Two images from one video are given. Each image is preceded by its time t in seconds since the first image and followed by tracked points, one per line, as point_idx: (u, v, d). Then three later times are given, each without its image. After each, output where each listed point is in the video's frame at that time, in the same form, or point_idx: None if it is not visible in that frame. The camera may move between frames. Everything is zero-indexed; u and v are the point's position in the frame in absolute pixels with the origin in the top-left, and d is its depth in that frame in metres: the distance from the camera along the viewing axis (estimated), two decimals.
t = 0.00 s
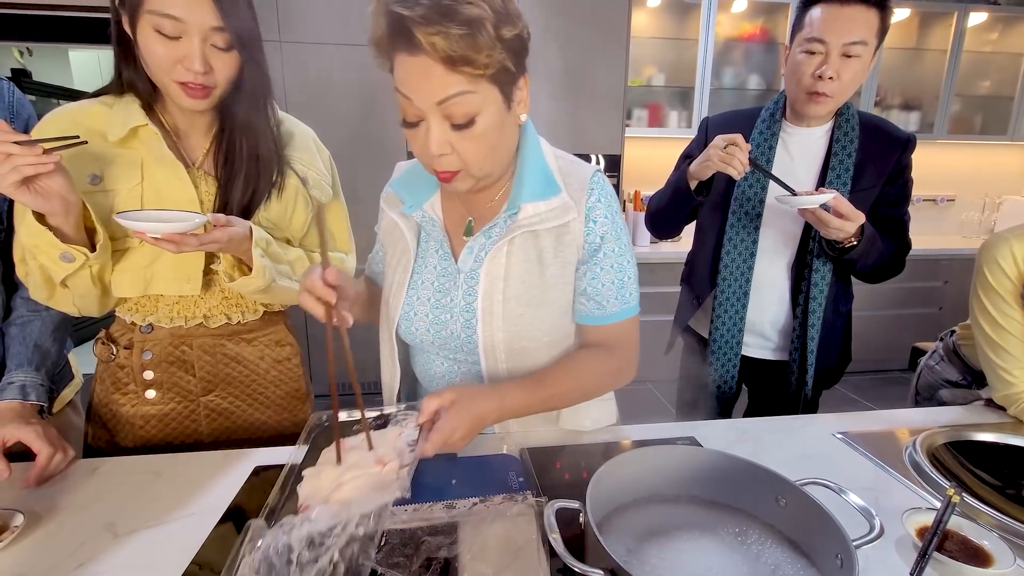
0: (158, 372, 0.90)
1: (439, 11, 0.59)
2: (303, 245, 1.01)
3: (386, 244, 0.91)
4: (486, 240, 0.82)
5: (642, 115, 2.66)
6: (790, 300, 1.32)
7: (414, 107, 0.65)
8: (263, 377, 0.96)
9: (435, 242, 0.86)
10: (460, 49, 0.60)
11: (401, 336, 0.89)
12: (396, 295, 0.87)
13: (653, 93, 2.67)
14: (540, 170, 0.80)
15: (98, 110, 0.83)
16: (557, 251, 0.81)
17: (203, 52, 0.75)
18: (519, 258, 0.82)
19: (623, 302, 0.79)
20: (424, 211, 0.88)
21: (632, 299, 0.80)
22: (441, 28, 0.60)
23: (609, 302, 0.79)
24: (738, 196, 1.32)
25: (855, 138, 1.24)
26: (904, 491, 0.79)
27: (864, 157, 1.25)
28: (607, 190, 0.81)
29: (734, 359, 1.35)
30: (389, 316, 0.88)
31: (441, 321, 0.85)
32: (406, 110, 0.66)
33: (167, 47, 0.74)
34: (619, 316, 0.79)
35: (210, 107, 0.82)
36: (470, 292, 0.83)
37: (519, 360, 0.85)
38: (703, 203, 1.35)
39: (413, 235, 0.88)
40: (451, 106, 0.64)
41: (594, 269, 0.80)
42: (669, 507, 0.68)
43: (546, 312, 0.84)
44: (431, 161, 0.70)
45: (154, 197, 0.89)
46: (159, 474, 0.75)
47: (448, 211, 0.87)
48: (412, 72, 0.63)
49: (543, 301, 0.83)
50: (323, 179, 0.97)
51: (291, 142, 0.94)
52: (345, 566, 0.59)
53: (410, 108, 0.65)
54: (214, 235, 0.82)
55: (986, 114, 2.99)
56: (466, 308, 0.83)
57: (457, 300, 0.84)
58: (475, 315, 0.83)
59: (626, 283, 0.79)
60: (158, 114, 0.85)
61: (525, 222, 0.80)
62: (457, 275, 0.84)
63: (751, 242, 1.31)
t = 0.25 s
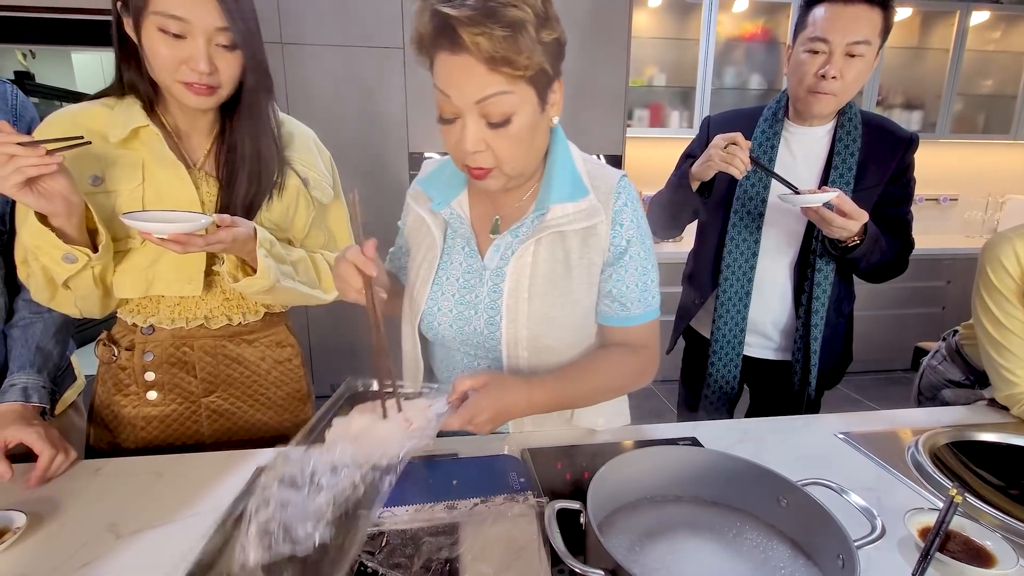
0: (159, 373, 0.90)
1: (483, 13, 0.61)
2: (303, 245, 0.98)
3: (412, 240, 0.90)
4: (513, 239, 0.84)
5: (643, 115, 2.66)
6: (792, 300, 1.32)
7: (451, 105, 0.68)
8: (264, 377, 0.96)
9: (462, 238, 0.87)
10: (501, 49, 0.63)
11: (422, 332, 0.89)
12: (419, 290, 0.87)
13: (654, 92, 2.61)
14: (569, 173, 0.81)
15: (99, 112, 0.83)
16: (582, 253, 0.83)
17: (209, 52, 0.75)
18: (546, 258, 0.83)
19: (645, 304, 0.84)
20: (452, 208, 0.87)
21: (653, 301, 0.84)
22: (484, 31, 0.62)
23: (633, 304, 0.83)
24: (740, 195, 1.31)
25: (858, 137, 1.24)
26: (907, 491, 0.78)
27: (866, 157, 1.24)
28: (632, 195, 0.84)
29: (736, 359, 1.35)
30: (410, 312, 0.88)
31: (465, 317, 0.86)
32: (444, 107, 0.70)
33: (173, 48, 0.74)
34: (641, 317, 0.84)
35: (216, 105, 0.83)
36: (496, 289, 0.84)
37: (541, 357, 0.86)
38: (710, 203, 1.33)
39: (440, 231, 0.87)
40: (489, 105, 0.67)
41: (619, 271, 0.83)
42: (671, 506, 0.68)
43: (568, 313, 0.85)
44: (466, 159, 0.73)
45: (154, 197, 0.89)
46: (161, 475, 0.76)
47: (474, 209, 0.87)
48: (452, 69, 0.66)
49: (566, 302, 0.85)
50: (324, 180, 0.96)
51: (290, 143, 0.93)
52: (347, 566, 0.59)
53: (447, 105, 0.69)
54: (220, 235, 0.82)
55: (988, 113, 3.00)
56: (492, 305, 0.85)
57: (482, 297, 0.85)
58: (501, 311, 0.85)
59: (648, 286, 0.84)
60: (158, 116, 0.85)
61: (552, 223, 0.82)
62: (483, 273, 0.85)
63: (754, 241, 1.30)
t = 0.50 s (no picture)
0: (161, 376, 0.91)
1: (511, 18, 0.65)
2: (306, 247, 0.99)
3: (432, 240, 0.91)
4: (531, 238, 0.85)
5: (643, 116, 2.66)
6: (794, 300, 1.32)
7: (476, 105, 0.71)
8: (265, 379, 0.97)
9: (481, 237, 0.88)
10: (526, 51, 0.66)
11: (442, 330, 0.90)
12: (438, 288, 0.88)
13: (655, 94, 2.62)
14: (586, 172, 0.82)
15: (103, 115, 0.84)
16: (600, 251, 0.85)
17: (218, 55, 0.77)
18: (563, 256, 0.85)
19: (662, 299, 0.86)
20: (472, 208, 0.87)
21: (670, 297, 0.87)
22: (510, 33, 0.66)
23: (650, 301, 0.85)
24: (741, 195, 1.29)
25: (860, 138, 1.24)
26: (908, 493, 0.78)
27: (869, 157, 1.24)
28: (648, 194, 0.86)
29: (738, 359, 1.35)
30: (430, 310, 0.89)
31: (485, 313, 0.87)
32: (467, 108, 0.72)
33: (178, 49, 0.75)
34: (659, 313, 0.86)
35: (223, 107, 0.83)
36: (515, 286, 0.86)
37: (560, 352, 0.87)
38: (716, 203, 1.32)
39: (459, 230, 0.88)
40: (512, 106, 0.70)
41: (636, 269, 0.85)
42: (671, 508, 0.68)
43: (586, 310, 0.86)
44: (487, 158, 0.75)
45: (158, 199, 0.89)
46: (163, 476, 0.76)
47: (493, 209, 0.87)
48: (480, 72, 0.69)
49: (584, 299, 0.86)
50: (327, 181, 0.96)
51: (293, 145, 0.93)
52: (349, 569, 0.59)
53: (472, 105, 0.71)
54: (229, 235, 0.82)
55: (990, 113, 3.00)
56: (510, 301, 0.86)
57: (501, 293, 0.87)
58: (519, 307, 0.86)
59: (665, 282, 0.86)
60: (164, 118, 0.86)
61: (570, 221, 0.83)
62: (502, 270, 0.87)
63: (756, 242, 1.30)
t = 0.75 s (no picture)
0: (162, 378, 0.91)
1: (528, 20, 0.67)
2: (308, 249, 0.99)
3: (449, 240, 0.92)
4: (548, 232, 0.87)
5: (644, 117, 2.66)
6: (795, 299, 1.32)
7: (494, 104, 0.72)
8: (266, 381, 0.97)
9: (499, 233, 0.90)
10: (541, 50, 0.68)
11: (462, 326, 0.92)
12: (458, 284, 0.90)
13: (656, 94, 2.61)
14: (599, 167, 0.84)
15: (107, 117, 0.84)
16: (615, 243, 0.86)
17: (225, 59, 0.78)
18: (580, 249, 0.87)
19: (676, 290, 0.87)
20: (490, 206, 0.89)
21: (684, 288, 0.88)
22: (528, 35, 0.67)
23: (664, 292, 0.86)
24: (741, 195, 1.31)
25: (860, 138, 1.24)
26: (908, 493, 0.78)
27: (869, 158, 1.24)
28: (660, 189, 0.88)
29: (739, 359, 1.35)
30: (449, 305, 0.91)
31: (504, 307, 0.89)
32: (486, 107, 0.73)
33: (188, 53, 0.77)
34: (673, 304, 0.87)
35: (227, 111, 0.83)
36: (533, 279, 0.87)
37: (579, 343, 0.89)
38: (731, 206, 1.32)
39: (477, 228, 0.90)
40: (528, 105, 0.72)
41: (651, 260, 0.86)
42: (670, 509, 0.68)
43: (603, 302, 0.88)
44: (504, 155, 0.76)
45: (162, 201, 0.90)
46: (165, 478, 0.76)
47: (510, 208, 0.89)
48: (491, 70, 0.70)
49: (601, 292, 0.88)
50: (329, 184, 0.96)
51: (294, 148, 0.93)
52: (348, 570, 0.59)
53: (490, 105, 0.72)
54: (238, 236, 0.83)
55: (991, 112, 2.99)
56: (529, 294, 0.88)
57: (520, 287, 0.88)
58: (538, 299, 0.87)
59: (679, 274, 0.87)
60: (167, 120, 0.85)
61: (586, 215, 0.85)
62: (519, 264, 0.88)
63: (756, 242, 1.30)
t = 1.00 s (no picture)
0: (164, 380, 0.91)
1: (536, 23, 0.66)
2: (308, 250, 1.02)
3: (459, 239, 0.95)
4: (557, 229, 0.87)
5: (643, 117, 2.65)
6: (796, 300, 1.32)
7: (505, 104, 0.72)
8: (267, 382, 0.97)
9: (510, 231, 0.90)
10: (550, 52, 0.67)
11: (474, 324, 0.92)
12: (470, 283, 0.91)
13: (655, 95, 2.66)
14: (607, 164, 0.86)
15: (107, 119, 0.84)
16: (623, 239, 0.86)
17: (227, 62, 0.78)
18: (589, 245, 0.87)
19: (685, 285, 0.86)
20: (500, 206, 0.90)
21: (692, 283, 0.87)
22: (536, 37, 0.67)
23: (673, 286, 0.85)
24: (742, 197, 1.31)
25: (860, 138, 1.24)
26: (909, 493, 0.78)
27: (870, 158, 1.24)
28: (668, 186, 0.88)
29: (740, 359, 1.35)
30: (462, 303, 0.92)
31: (515, 303, 0.89)
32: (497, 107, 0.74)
33: (187, 56, 0.76)
34: (682, 298, 0.86)
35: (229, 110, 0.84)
36: (544, 275, 0.87)
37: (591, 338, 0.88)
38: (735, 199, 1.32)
39: (488, 227, 0.91)
40: (539, 104, 0.71)
41: (659, 255, 0.85)
42: (670, 509, 0.68)
43: (613, 298, 0.87)
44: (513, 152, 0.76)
45: (163, 204, 0.90)
46: (166, 479, 0.76)
47: (519, 207, 0.91)
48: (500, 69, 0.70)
49: (611, 287, 0.87)
50: (327, 187, 1.02)
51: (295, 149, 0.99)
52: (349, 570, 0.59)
53: (502, 105, 0.72)
54: (242, 238, 0.82)
55: (991, 111, 2.99)
56: (539, 290, 0.88)
57: (530, 283, 0.88)
58: (549, 295, 0.87)
59: (687, 269, 0.86)
60: (168, 122, 0.87)
61: (595, 212, 0.85)
62: (530, 260, 0.88)
63: (756, 242, 1.30)
